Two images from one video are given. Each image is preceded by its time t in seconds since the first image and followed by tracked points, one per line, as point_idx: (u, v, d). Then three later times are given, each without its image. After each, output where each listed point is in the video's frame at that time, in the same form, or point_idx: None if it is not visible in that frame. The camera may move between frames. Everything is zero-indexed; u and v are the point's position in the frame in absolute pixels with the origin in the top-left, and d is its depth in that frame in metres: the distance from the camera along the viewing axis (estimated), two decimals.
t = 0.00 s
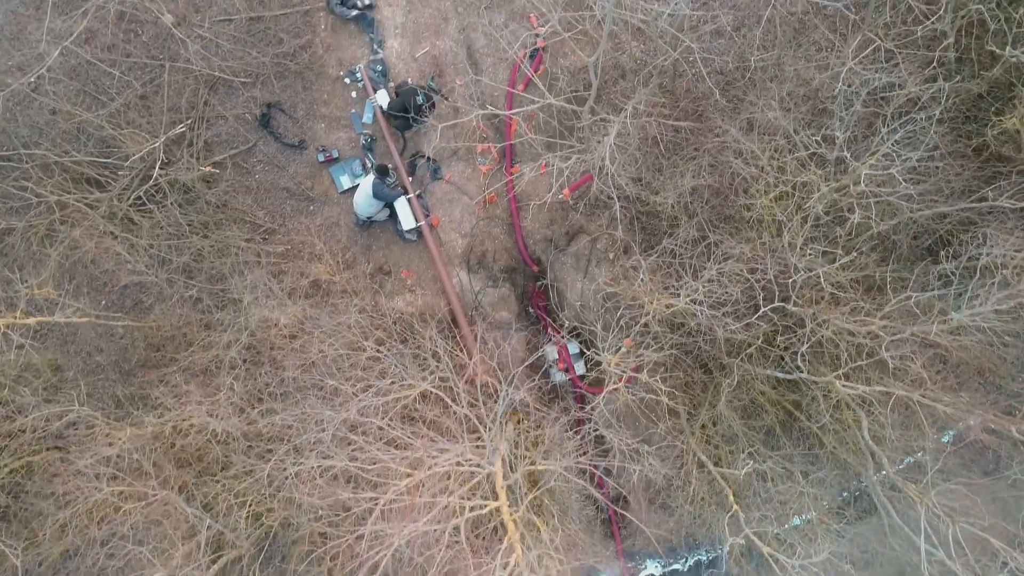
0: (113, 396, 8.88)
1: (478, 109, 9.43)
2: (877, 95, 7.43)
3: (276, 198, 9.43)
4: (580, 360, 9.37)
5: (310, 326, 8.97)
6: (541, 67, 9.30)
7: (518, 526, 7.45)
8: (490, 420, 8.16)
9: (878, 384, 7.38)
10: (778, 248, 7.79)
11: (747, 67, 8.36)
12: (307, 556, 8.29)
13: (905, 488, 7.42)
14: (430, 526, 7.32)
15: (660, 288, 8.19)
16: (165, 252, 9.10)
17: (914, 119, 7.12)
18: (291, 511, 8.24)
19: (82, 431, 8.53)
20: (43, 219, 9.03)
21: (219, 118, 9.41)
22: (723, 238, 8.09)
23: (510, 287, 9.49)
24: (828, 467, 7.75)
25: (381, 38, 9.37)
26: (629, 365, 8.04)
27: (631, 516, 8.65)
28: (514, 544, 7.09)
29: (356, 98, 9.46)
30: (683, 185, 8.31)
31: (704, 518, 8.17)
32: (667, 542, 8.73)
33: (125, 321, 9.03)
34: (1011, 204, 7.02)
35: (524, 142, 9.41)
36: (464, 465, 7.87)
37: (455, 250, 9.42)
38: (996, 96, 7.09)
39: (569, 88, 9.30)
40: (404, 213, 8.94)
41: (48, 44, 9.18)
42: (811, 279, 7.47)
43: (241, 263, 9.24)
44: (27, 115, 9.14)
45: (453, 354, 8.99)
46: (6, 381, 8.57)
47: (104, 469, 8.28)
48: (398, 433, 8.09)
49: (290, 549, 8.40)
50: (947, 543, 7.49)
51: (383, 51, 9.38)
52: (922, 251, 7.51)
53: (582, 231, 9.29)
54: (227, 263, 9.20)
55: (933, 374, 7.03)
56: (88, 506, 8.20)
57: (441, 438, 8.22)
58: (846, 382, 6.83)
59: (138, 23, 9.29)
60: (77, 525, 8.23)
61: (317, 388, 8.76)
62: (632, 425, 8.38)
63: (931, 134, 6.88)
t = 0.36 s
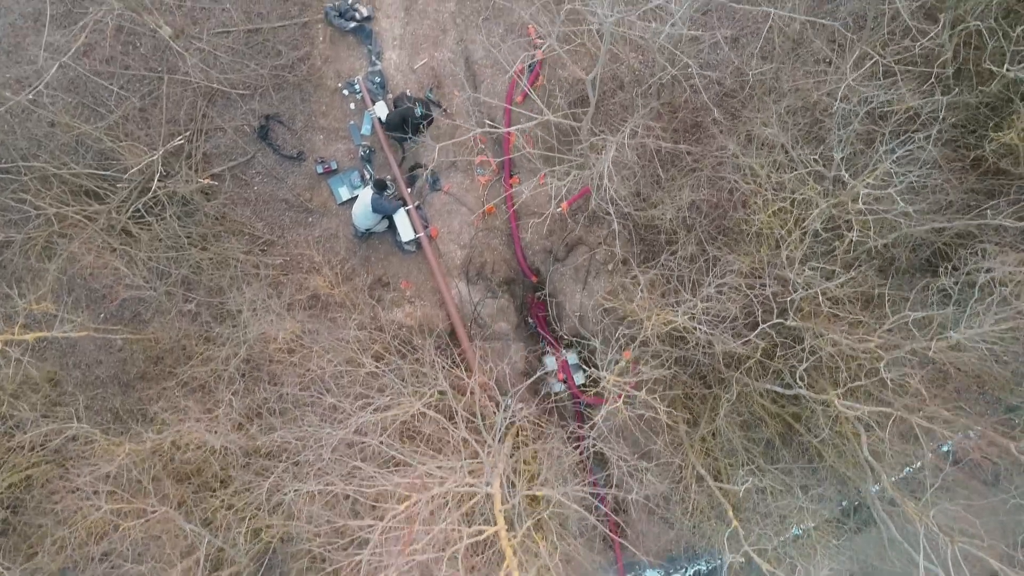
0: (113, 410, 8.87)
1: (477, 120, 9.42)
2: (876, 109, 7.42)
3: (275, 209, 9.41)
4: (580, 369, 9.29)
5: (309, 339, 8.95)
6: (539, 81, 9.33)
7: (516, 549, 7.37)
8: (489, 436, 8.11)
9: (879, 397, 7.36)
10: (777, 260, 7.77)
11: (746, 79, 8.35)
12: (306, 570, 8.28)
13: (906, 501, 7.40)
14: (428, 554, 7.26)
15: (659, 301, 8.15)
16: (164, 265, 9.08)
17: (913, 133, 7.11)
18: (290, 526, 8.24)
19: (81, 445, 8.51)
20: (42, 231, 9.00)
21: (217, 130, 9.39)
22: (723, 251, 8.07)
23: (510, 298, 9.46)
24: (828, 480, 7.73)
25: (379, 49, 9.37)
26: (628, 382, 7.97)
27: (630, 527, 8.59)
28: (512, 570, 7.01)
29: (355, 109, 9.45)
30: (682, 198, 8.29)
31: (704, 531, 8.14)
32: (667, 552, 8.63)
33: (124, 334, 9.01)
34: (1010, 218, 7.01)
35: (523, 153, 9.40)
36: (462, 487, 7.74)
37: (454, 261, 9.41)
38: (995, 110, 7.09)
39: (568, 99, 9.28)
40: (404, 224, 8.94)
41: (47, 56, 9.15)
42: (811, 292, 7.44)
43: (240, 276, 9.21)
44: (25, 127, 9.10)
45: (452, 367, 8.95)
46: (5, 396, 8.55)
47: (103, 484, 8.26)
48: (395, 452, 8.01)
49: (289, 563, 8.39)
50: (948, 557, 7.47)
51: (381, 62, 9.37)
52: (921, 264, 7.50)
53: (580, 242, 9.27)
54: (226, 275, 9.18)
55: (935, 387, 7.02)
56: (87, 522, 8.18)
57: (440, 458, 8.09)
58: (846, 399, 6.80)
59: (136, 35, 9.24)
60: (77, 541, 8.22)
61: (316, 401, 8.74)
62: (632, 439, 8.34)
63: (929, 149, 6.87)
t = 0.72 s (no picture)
0: (113, 423, 8.88)
1: (476, 132, 9.41)
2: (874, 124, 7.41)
3: (273, 221, 9.40)
4: (579, 378, 9.35)
5: (308, 352, 8.97)
6: (537, 93, 9.33)
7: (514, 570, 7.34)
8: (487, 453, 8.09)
9: (879, 412, 7.34)
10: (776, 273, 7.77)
11: (744, 91, 8.34)
12: None
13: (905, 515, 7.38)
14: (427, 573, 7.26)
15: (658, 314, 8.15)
16: (163, 278, 9.08)
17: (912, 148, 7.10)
18: (290, 540, 8.25)
19: (80, 459, 8.51)
20: (40, 244, 8.97)
21: (216, 142, 9.36)
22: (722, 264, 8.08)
23: (509, 309, 9.43)
24: (828, 492, 7.74)
25: (378, 61, 9.36)
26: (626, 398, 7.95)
27: (630, 539, 8.60)
28: None
29: (353, 120, 9.45)
30: (681, 210, 8.28)
31: (703, 544, 8.13)
32: (667, 563, 8.62)
33: (123, 347, 9.00)
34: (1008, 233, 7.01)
35: (521, 164, 9.39)
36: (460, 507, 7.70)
37: (453, 273, 9.40)
38: (993, 124, 7.08)
39: (566, 111, 9.28)
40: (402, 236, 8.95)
41: (47, 69, 9.09)
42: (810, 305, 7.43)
43: (239, 289, 9.20)
44: (24, 139, 9.02)
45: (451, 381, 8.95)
46: (5, 411, 8.55)
47: (102, 499, 8.26)
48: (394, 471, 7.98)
49: None
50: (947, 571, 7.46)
51: (380, 74, 9.37)
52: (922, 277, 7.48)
53: (580, 253, 9.27)
54: (226, 288, 9.18)
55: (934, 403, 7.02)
56: (87, 539, 8.19)
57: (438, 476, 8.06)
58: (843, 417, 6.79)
59: (135, 47, 9.19)
60: (76, 557, 8.21)
61: (315, 413, 8.74)
62: (630, 452, 8.35)
63: (928, 165, 6.87)
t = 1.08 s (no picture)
0: (112, 436, 8.88)
1: (474, 143, 9.41)
2: (871, 138, 7.42)
3: (272, 233, 9.39)
4: (576, 389, 9.31)
5: (307, 365, 8.98)
6: (535, 104, 9.32)
7: None
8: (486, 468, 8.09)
9: (877, 426, 7.34)
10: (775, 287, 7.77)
11: (743, 104, 8.35)
12: None
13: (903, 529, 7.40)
14: None
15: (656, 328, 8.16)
16: (162, 290, 9.07)
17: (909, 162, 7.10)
18: (289, 554, 8.26)
19: (80, 473, 8.51)
20: (39, 257, 8.95)
21: (215, 153, 9.35)
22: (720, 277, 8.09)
23: (508, 321, 9.42)
24: (826, 505, 7.74)
25: (376, 73, 9.36)
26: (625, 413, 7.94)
27: (629, 551, 8.61)
28: None
29: (352, 132, 9.45)
30: (680, 223, 8.29)
31: (702, 557, 8.14)
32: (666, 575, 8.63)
33: (122, 360, 8.99)
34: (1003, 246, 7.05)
35: (520, 176, 9.39)
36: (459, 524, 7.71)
37: (451, 284, 9.41)
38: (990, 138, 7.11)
39: (565, 123, 9.28)
40: (401, 248, 8.96)
41: (45, 81, 9.08)
42: (808, 319, 7.44)
43: (238, 301, 9.20)
44: (23, 151, 9.02)
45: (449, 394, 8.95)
46: (4, 426, 8.56)
47: (101, 514, 8.26)
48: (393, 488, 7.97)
49: None
50: None
51: (378, 85, 9.36)
52: (921, 291, 7.48)
53: (578, 264, 9.27)
54: (225, 300, 9.18)
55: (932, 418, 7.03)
56: (87, 553, 8.20)
57: (437, 492, 8.06)
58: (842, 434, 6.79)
59: (133, 59, 9.18)
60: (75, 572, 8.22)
61: (315, 425, 8.75)
62: (628, 465, 8.35)
63: (926, 180, 6.87)
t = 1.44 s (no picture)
0: (112, 449, 8.89)
1: (473, 155, 9.42)
2: (868, 153, 7.44)
3: (271, 245, 9.39)
4: (576, 401, 9.30)
5: (307, 378, 8.99)
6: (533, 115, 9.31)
7: None
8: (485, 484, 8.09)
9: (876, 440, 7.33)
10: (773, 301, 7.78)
11: (741, 116, 8.35)
12: None
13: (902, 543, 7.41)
14: None
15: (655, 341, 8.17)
16: (161, 303, 9.06)
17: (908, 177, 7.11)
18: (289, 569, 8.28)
19: (79, 487, 8.52)
20: (37, 270, 8.94)
21: (213, 166, 9.34)
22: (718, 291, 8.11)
23: (506, 332, 9.42)
24: (825, 517, 7.76)
25: (374, 84, 9.35)
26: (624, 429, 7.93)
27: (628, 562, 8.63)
28: None
29: (350, 143, 9.44)
30: (678, 235, 8.29)
31: (701, 569, 8.15)
32: None
33: (121, 373, 8.98)
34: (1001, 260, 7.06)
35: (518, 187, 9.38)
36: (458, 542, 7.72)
37: (450, 295, 9.40)
38: (989, 151, 7.11)
39: (563, 134, 9.28)
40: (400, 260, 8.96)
41: (44, 93, 9.07)
42: (807, 333, 7.44)
43: (237, 314, 9.20)
44: (20, 164, 9.00)
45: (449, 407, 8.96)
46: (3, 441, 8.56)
47: (101, 529, 8.26)
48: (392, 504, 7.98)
49: None
50: None
51: (376, 97, 9.36)
52: (919, 305, 7.49)
53: (577, 276, 9.27)
54: (224, 312, 9.17)
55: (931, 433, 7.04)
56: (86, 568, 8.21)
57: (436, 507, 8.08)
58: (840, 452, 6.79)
59: (131, 71, 9.16)
60: None
61: (314, 438, 8.76)
62: (627, 478, 8.35)
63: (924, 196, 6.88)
